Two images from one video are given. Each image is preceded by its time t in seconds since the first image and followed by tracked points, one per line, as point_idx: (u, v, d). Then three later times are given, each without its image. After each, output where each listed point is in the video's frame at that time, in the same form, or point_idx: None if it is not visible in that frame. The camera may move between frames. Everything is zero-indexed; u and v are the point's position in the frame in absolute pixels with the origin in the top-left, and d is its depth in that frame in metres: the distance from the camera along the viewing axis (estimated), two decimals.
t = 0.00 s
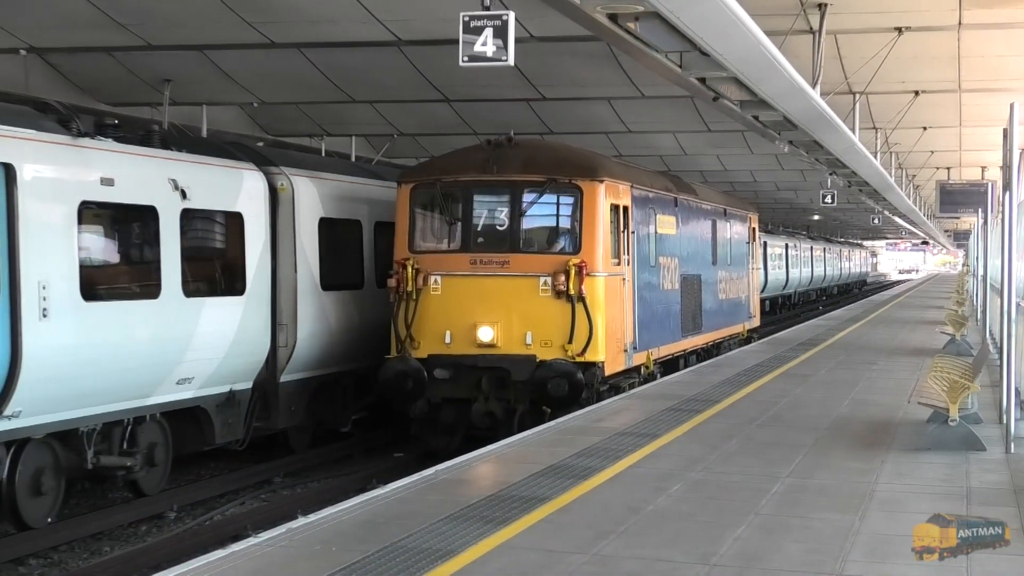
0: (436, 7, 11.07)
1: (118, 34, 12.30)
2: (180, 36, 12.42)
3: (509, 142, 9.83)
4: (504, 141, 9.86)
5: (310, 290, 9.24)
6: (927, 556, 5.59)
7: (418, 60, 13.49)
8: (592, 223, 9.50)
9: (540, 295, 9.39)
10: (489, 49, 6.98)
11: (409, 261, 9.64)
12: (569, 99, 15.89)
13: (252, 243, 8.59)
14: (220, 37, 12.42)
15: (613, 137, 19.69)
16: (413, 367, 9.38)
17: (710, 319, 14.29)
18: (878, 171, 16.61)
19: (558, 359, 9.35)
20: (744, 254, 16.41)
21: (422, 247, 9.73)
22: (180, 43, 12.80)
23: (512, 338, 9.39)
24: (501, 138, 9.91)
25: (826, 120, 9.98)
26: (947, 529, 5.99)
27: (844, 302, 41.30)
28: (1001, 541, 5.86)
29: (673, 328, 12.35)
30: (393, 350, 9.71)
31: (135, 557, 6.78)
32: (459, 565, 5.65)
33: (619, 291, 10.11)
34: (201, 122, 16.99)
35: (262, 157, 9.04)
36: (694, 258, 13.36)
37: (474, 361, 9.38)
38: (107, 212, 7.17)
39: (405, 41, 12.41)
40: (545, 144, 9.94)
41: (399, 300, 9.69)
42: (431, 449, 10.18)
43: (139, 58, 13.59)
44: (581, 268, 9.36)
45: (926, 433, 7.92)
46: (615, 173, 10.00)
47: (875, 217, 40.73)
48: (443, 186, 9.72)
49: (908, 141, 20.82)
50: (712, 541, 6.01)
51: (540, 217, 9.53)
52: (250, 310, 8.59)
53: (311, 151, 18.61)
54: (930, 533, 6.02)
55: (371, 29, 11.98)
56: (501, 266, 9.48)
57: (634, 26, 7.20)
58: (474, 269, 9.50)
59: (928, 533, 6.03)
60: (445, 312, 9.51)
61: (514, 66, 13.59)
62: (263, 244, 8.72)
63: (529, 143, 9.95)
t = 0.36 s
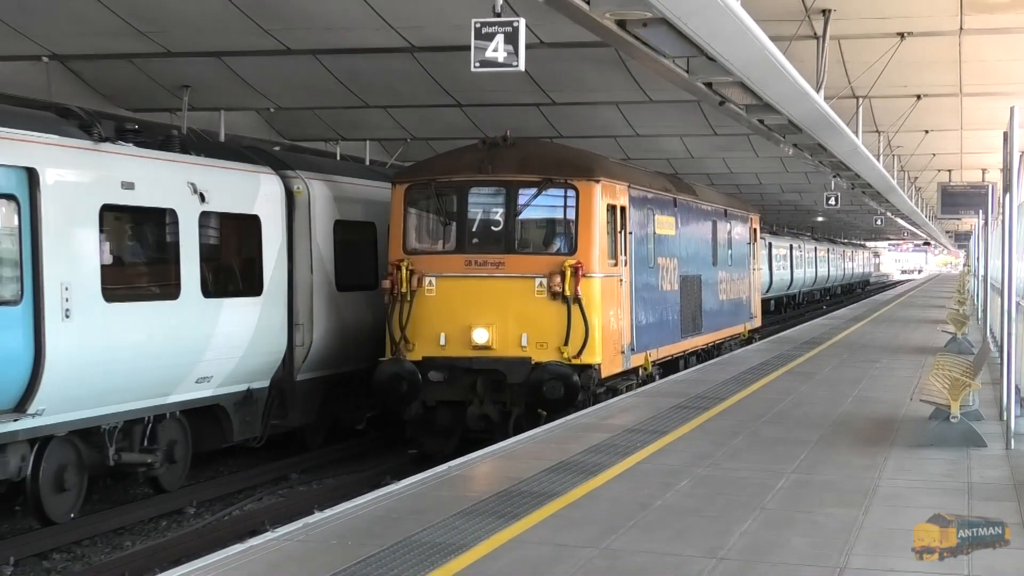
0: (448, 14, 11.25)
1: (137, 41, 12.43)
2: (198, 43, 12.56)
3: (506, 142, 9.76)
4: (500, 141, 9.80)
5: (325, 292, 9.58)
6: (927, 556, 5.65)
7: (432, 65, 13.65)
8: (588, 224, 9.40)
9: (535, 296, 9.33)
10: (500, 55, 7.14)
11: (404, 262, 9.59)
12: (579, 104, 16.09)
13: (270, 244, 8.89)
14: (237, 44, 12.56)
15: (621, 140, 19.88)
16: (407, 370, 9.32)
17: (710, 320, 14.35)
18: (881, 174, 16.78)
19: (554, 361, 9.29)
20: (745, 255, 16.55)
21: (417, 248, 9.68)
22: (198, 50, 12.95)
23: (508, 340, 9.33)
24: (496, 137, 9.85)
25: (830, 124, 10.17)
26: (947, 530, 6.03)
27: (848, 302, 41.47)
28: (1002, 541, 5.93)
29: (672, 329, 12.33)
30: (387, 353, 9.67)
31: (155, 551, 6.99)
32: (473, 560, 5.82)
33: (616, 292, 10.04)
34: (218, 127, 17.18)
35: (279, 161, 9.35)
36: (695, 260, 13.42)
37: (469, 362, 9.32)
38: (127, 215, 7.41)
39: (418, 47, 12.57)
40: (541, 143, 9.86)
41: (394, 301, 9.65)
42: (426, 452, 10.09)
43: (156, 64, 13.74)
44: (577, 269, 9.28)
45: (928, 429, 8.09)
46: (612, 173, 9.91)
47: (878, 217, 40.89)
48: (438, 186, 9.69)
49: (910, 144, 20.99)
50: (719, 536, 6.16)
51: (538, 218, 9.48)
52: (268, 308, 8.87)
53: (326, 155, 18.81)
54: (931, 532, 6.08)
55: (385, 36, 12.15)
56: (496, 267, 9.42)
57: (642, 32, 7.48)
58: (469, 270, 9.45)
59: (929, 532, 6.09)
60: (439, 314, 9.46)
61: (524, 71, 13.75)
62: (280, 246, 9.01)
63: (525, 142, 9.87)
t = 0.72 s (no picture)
0: (461, 21, 11.45)
1: (160, 48, 12.63)
2: (218, 50, 12.78)
3: (500, 142, 9.74)
4: (494, 141, 9.76)
5: (336, 292, 9.97)
6: (927, 556, 5.72)
7: (446, 71, 13.87)
8: (583, 225, 9.35)
9: (529, 296, 9.27)
10: (511, 61, 7.37)
11: (397, 262, 9.57)
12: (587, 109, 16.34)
13: (289, 244, 9.26)
14: (256, 51, 12.77)
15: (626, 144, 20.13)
16: (400, 370, 9.32)
17: (707, 320, 14.37)
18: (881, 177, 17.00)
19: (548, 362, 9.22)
20: (743, 256, 16.74)
21: (411, 248, 9.67)
22: (219, 57, 13.17)
23: (501, 341, 9.27)
24: (490, 138, 9.80)
25: (830, 129, 10.38)
26: (947, 530, 6.10)
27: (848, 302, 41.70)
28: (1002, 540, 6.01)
29: (669, 331, 12.27)
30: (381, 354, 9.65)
31: (177, 542, 7.32)
32: (485, 551, 6.03)
33: (611, 293, 9.96)
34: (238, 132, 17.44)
35: (295, 164, 9.70)
36: (692, 260, 13.44)
37: (463, 363, 9.27)
38: (151, 216, 7.70)
39: (432, 54, 12.80)
40: (536, 144, 9.81)
41: (387, 302, 9.62)
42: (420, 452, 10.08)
43: (177, 70, 13.97)
44: (571, 269, 9.22)
45: (925, 425, 8.31)
46: (606, 173, 9.85)
47: (877, 220, 41.11)
48: (432, 187, 9.64)
49: (908, 148, 21.22)
50: (722, 527, 6.40)
51: (533, 219, 9.43)
52: (287, 304, 9.24)
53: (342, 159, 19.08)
54: (930, 532, 6.16)
55: (399, 44, 12.37)
56: (490, 268, 9.36)
57: (648, 39, 7.65)
58: (464, 270, 9.40)
59: (928, 532, 6.17)
60: (432, 315, 9.43)
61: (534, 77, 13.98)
62: (297, 247, 9.36)
63: (520, 142, 9.83)
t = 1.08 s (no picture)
0: (472, 28, 11.64)
1: (182, 55, 12.88)
2: (237, 57, 13.02)
3: (493, 142, 9.78)
4: (487, 140, 9.81)
5: (347, 291, 10.38)
6: (927, 556, 5.81)
7: (458, 77, 14.11)
8: (576, 225, 9.38)
9: (522, 297, 9.32)
10: (520, 68, 7.61)
11: (389, 262, 9.64)
12: (595, 114, 16.61)
13: (305, 244, 9.65)
14: (272, 57, 13.00)
15: (632, 148, 20.38)
16: (391, 371, 9.37)
17: (702, 321, 14.48)
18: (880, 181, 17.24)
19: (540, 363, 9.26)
20: (739, 257, 16.95)
21: (403, 248, 9.73)
22: (237, 63, 13.41)
23: (493, 341, 9.33)
24: (483, 137, 9.84)
25: (829, 134, 10.62)
26: (947, 530, 6.20)
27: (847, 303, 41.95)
28: (1001, 542, 6.12)
29: (664, 331, 12.37)
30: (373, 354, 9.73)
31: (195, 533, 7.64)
32: (493, 543, 6.25)
33: (604, 294, 10.01)
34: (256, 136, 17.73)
35: (310, 167, 10.12)
36: (689, 261, 13.55)
37: (455, 364, 9.34)
38: (171, 217, 8.07)
39: (444, 60, 13.04)
40: (529, 143, 9.84)
41: (379, 302, 9.70)
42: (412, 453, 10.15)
43: (198, 75, 14.20)
44: (564, 269, 9.27)
45: (921, 422, 8.54)
46: (600, 173, 9.87)
47: (876, 222, 41.37)
48: (424, 186, 9.70)
49: (905, 152, 21.45)
50: (722, 521, 6.62)
51: (526, 219, 9.47)
52: (303, 302, 9.65)
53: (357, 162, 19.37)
54: (931, 532, 6.27)
55: (411, 51, 12.61)
56: (482, 268, 9.42)
57: (654, 46, 7.94)
58: (456, 270, 9.46)
59: (929, 532, 6.28)
60: (424, 315, 9.50)
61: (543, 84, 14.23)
62: (313, 247, 9.77)
63: (513, 142, 9.86)
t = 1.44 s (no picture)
0: (481, 35, 11.88)
1: (200, 61, 13.16)
2: (254, 63, 13.29)
3: (484, 142, 9.91)
4: (478, 140, 9.93)
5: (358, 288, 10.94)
6: (927, 556, 5.90)
7: (467, 83, 14.39)
8: (566, 225, 9.50)
9: (511, 297, 9.44)
10: (527, 75, 7.87)
11: (380, 262, 9.72)
12: (598, 119, 16.89)
13: (318, 244, 10.20)
14: (287, 63, 13.29)
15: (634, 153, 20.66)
16: (381, 371, 9.48)
17: (696, 321, 14.63)
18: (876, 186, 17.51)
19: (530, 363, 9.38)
20: (734, 258, 17.18)
21: (393, 248, 9.84)
22: (253, 69, 13.69)
23: (483, 341, 9.44)
24: (474, 138, 9.98)
25: (825, 140, 10.90)
26: (947, 530, 6.30)
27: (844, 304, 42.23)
28: (999, 542, 6.23)
29: (656, 331, 12.48)
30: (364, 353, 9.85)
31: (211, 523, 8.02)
32: (499, 533, 6.52)
33: (594, 295, 10.11)
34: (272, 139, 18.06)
35: (324, 170, 10.65)
36: (684, 261, 13.70)
37: (444, 363, 9.47)
38: (190, 216, 8.52)
39: (453, 67, 13.32)
40: (520, 144, 9.97)
41: (370, 301, 9.82)
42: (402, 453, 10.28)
43: (219, 82, 14.55)
44: (554, 270, 9.38)
45: (914, 418, 8.80)
46: (590, 174, 9.99)
47: (872, 225, 41.68)
48: (414, 186, 9.83)
49: (899, 158, 21.74)
50: (721, 513, 6.89)
51: (518, 219, 9.60)
52: (317, 300, 10.22)
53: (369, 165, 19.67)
54: (931, 532, 6.37)
55: (422, 58, 12.89)
56: (473, 268, 9.54)
57: (656, 54, 8.21)
58: (446, 270, 9.57)
59: (929, 532, 6.38)
60: (413, 315, 9.62)
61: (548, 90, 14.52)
62: (325, 246, 10.32)
63: (504, 142, 9.99)
